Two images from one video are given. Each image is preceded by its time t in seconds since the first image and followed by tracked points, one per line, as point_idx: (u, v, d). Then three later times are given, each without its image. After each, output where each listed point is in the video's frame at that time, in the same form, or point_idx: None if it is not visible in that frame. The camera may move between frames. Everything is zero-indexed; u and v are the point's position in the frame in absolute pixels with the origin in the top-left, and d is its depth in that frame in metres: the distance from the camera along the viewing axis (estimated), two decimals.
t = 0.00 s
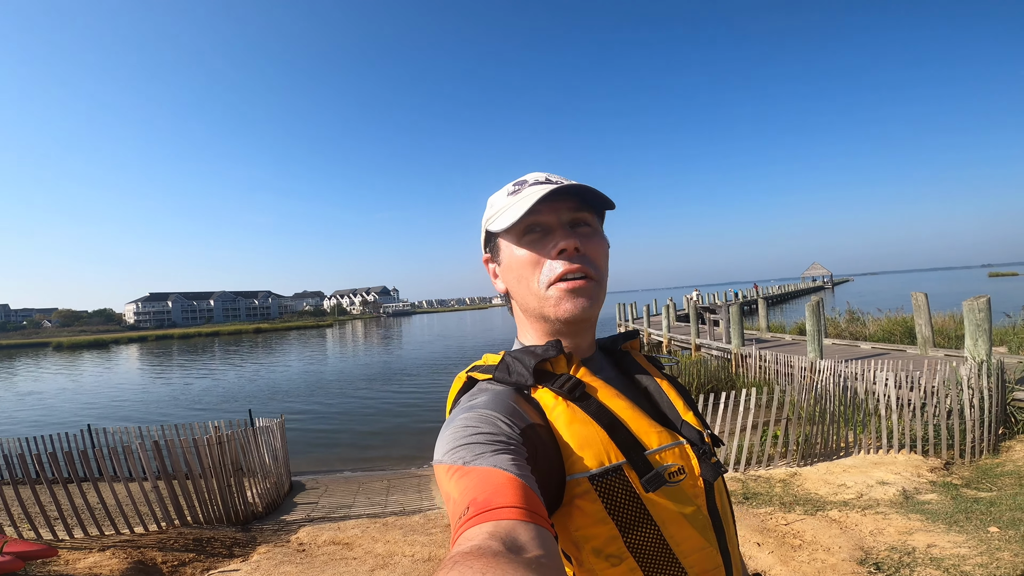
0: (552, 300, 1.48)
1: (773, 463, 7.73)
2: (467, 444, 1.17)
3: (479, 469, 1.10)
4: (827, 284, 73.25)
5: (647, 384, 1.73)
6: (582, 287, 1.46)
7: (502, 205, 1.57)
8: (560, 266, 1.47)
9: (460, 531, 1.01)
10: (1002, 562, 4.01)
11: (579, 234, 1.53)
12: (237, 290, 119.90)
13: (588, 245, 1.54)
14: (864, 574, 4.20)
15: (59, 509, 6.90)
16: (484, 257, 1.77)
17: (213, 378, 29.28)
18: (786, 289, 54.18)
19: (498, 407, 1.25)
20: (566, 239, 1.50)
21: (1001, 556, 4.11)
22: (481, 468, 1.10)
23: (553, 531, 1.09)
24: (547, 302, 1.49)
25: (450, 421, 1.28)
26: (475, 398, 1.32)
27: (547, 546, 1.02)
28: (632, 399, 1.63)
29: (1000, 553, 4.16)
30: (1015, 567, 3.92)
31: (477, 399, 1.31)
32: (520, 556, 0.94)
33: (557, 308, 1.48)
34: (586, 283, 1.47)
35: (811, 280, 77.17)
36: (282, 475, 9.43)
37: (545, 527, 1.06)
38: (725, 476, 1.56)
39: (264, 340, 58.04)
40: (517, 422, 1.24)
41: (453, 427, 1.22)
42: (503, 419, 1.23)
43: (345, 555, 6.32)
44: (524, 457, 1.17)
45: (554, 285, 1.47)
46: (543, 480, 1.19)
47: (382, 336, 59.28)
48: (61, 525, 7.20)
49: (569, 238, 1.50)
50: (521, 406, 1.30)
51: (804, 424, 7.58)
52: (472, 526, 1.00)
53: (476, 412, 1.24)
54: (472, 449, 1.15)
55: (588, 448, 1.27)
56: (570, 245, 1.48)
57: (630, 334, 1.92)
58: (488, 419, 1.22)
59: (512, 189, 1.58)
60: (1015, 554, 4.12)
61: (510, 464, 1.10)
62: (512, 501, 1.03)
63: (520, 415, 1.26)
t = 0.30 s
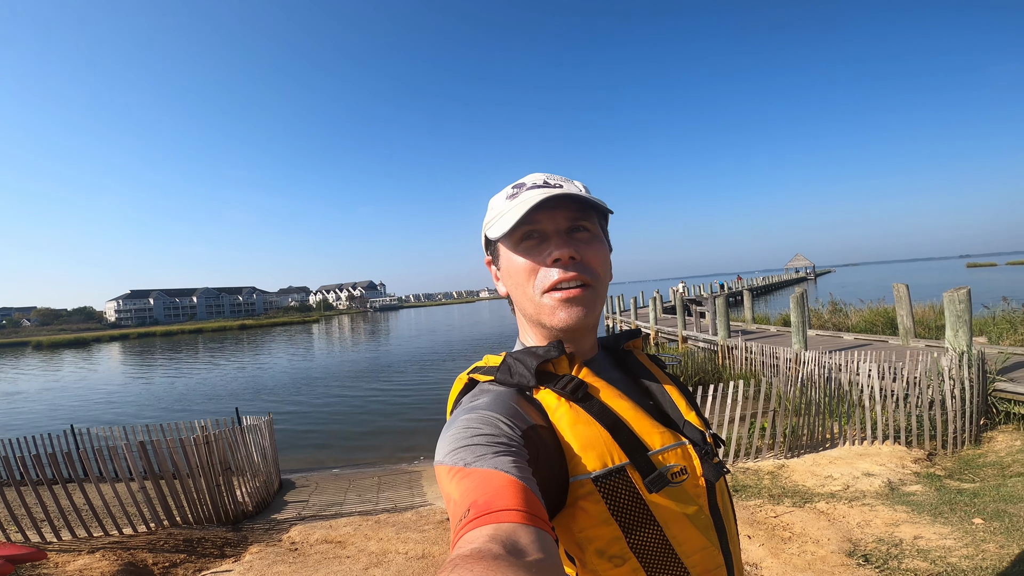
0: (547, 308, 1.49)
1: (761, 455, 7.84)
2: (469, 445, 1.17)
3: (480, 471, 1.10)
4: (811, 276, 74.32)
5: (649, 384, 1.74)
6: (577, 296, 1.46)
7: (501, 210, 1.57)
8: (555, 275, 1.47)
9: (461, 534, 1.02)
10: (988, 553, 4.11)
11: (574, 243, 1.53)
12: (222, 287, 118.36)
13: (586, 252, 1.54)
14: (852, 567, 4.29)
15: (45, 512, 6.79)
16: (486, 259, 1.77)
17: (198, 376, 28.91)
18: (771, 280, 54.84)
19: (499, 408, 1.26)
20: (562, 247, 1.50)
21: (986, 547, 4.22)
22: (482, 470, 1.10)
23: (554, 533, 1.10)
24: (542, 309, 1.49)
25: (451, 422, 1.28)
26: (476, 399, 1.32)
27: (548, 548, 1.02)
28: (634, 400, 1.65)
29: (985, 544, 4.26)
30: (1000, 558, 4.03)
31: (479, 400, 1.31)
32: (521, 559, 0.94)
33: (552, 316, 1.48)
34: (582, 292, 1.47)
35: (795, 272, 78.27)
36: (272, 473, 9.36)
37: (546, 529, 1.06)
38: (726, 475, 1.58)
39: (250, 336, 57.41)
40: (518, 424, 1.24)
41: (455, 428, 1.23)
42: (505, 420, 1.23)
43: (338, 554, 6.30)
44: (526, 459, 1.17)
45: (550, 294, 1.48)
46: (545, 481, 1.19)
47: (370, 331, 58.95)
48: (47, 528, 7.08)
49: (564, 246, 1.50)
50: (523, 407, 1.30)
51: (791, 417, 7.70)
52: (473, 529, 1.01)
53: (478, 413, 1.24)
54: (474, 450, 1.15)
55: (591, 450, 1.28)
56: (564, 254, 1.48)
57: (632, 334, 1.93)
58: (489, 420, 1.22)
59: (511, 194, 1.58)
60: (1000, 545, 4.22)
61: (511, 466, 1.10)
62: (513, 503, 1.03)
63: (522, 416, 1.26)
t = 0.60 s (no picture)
0: (546, 308, 1.49)
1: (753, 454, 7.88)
2: (467, 443, 1.16)
3: (479, 469, 1.10)
4: (804, 276, 74.76)
5: (646, 383, 1.74)
6: (577, 296, 1.47)
7: (499, 210, 1.56)
8: (555, 276, 1.47)
9: (459, 532, 1.01)
10: (978, 553, 4.16)
11: (574, 243, 1.53)
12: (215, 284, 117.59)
13: (585, 253, 1.54)
14: (844, 566, 4.33)
15: (34, 510, 6.72)
16: (485, 258, 1.77)
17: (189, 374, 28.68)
18: (763, 280, 55.12)
19: (498, 407, 1.26)
20: (560, 248, 1.50)
21: (977, 547, 4.27)
22: (481, 468, 1.09)
23: (553, 532, 1.09)
24: (541, 309, 1.49)
25: (450, 421, 1.28)
26: (474, 398, 1.32)
27: (547, 546, 1.01)
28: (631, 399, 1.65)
29: (976, 545, 4.31)
30: (990, 558, 4.07)
31: (478, 398, 1.31)
32: (520, 557, 0.94)
33: (551, 316, 1.48)
34: (581, 292, 1.47)
35: (787, 272, 78.67)
36: (264, 472, 9.31)
37: (545, 527, 1.06)
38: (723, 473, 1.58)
39: (242, 334, 57.03)
40: (517, 423, 1.24)
41: (454, 427, 1.22)
42: (503, 419, 1.23)
43: (331, 553, 6.28)
44: (524, 457, 1.17)
45: (549, 294, 1.48)
46: (544, 479, 1.19)
47: (362, 329, 58.71)
48: (36, 527, 7.00)
49: (563, 247, 1.50)
50: (522, 406, 1.30)
51: (783, 416, 7.74)
52: (473, 527, 1.00)
53: (476, 412, 1.24)
54: (472, 449, 1.15)
55: (590, 448, 1.27)
56: (563, 255, 1.48)
57: (630, 332, 1.93)
58: (487, 418, 1.22)
59: (510, 194, 1.58)
60: (989, 545, 4.27)
61: (510, 464, 1.10)
62: (512, 501, 1.03)
63: (520, 415, 1.26)
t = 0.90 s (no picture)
0: (547, 308, 1.48)
1: (751, 451, 7.89)
2: (466, 442, 1.16)
3: (478, 468, 1.09)
4: (801, 272, 74.93)
5: (649, 382, 1.73)
6: (577, 295, 1.46)
7: (499, 208, 1.55)
8: (555, 274, 1.46)
9: (459, 531, 1.01)
10: (977, 550, 4.17)
11: (574, 241, 1.52)
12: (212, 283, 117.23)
13: (585, 251, 1.53)
14: (843, 563, 4.34)
15: (31, 509, 6.70)
16: (486, 257, 1.76)
17: (186, 372, 28.56)
18: (760, 277, 55.25)
19: (497, 405, 1.25)
20: (560, 247, 1.49)
21: (975, 544, 4.29)
22: (480, 468, 1.09)
23: (553, 531, 1.09)
24: (542, 308, 1.49)
25: (450, 420, 1.27)
26: (474, 397, 1.31)
27: (546, 546, 1.01)
28: (633, 398, 1.64)
29: (974, 541, 4.33)
30: (988, 555, 4.09)
31: (477, 397, 1.31)
32: (519, 556, 0.93)
33: (551, 316, 1.48)
34: (581, 292, 1.46)
35: (784, 269, 78.97)
36: (262, 470, 9.30)
37: (545, 527, 1.05)
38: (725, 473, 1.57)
39: (239, 332, 56.82)
40: (517, 422, 1.23)
41: (453, 425, 1.22)
42: (503, 418, 1.22)
43: (330, 552, 6.28)
44: (524, 456, 1.16)
45: (550, 293, 1.47)
46: (543, 478, 1.19)
47: (360, 327, 58.58)
48: (33, 526, 6.98)
49: (563, 246, 1.49)
50: (521, 405, 1.29)
51: (781, 413, 7.76)
52: (471, 526, 1.00)
53: (476, 410, 1.23)
54: (471, 448, 1.14)
55: (589, 448, 1.27)
56: (563, 253, 1.47)
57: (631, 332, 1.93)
58: (487, 417, 1.21)
59: (510, 192, 1.57)
60: (987, 542, 4.29)
61: (509, 463, 1.10)
62: (511, 501, 1.02)
63: (520, 413, 1.26)
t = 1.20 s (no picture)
0: (547, 308, 1.48)
1: (748, 452, 7.90)
2: (468, 442, 1.15)
3: (479, 468, 1.09)
4: (801, 274, 74.93)
5: (647, 382, 1.73)
6: (578, 296, 1.45)
7: (501, 208, 1.55)
8: (556, 275, 1.46)
9: (460, 531, 1.01)
10: (969, 554, 4.18)
11: (576, 243, 1.52)
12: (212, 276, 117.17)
13: (586, 253, 1.53)
14: (836, 565, 4.35)
15: (27, 501, 6.71)
16: (487, 256, 1.76)
17: (185, 365, 28.56)
18: (760, 278, 55.29)
19: (499, 405, 1.25)
20: (562, 248, 1.48)
21: (968, 548, 4.29)
22: (481, 468, 1.09)
23: (553, 532, 1.09)
24: (543, 308, 1.48)
25: (451, 419, 1.27)
26: (476, 397, 1.31)
27: (546, 546, 1.01)
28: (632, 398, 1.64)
29: (966, 545, 4.34)
30: (980, 559, 4.09)
31: (478, 397, 1.31)
32: (520, 556, 0.93)
33: (552, 316, 1.48)
34: (582, 293, 1.46)
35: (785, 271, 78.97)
36: (260, 465, 9.32)
37: (545, 528, 1.05)
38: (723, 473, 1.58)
39: (238, 326, 56.78)
40: (518, 422, 1.23)
41: (454, 425, 1.21)
42: (504, 418, 1.22)
43: (326, 546, 6.29)
44: (524, 457, 1.16)
45: (550, 293, 1.47)
46: (545, 479, 1.19)
47: (359, 322, 58.56)
48: (30, 518, 7.00)
49: (564, 247, 1.49)
50: (522, 406, 1.29)
51: (778, 415, 7.76)
52: (472, 526, 0.99)
53: (477, 410, 1.23)
54: (473, 447, 1.14)
55: (590, 447, 1.27)
56: (565, 255, 1.46)
57: (630, 333, 1.93)
58: (488, 417, 1.21)
59: (512, 192, 1.56)
60: (980, 546, 4.30)
61: (510, 463, 1.09)
62: (513, 501, 1.02)
63: (521, 414, 1.26)
